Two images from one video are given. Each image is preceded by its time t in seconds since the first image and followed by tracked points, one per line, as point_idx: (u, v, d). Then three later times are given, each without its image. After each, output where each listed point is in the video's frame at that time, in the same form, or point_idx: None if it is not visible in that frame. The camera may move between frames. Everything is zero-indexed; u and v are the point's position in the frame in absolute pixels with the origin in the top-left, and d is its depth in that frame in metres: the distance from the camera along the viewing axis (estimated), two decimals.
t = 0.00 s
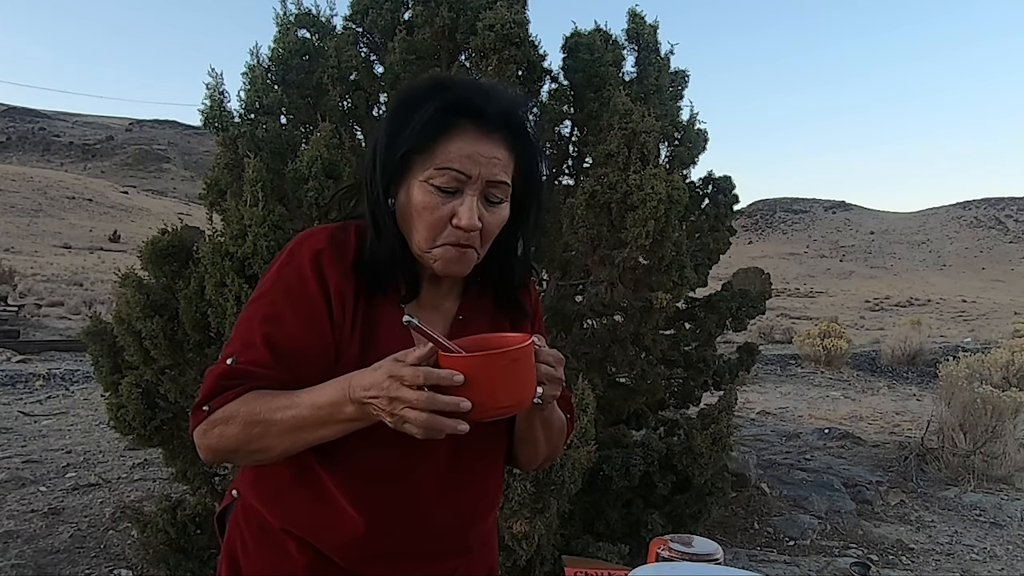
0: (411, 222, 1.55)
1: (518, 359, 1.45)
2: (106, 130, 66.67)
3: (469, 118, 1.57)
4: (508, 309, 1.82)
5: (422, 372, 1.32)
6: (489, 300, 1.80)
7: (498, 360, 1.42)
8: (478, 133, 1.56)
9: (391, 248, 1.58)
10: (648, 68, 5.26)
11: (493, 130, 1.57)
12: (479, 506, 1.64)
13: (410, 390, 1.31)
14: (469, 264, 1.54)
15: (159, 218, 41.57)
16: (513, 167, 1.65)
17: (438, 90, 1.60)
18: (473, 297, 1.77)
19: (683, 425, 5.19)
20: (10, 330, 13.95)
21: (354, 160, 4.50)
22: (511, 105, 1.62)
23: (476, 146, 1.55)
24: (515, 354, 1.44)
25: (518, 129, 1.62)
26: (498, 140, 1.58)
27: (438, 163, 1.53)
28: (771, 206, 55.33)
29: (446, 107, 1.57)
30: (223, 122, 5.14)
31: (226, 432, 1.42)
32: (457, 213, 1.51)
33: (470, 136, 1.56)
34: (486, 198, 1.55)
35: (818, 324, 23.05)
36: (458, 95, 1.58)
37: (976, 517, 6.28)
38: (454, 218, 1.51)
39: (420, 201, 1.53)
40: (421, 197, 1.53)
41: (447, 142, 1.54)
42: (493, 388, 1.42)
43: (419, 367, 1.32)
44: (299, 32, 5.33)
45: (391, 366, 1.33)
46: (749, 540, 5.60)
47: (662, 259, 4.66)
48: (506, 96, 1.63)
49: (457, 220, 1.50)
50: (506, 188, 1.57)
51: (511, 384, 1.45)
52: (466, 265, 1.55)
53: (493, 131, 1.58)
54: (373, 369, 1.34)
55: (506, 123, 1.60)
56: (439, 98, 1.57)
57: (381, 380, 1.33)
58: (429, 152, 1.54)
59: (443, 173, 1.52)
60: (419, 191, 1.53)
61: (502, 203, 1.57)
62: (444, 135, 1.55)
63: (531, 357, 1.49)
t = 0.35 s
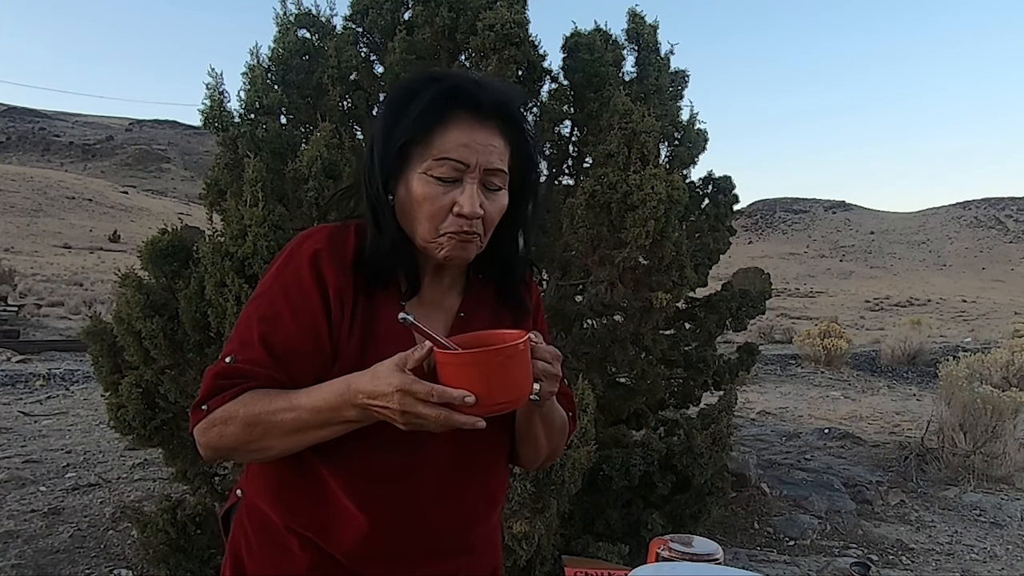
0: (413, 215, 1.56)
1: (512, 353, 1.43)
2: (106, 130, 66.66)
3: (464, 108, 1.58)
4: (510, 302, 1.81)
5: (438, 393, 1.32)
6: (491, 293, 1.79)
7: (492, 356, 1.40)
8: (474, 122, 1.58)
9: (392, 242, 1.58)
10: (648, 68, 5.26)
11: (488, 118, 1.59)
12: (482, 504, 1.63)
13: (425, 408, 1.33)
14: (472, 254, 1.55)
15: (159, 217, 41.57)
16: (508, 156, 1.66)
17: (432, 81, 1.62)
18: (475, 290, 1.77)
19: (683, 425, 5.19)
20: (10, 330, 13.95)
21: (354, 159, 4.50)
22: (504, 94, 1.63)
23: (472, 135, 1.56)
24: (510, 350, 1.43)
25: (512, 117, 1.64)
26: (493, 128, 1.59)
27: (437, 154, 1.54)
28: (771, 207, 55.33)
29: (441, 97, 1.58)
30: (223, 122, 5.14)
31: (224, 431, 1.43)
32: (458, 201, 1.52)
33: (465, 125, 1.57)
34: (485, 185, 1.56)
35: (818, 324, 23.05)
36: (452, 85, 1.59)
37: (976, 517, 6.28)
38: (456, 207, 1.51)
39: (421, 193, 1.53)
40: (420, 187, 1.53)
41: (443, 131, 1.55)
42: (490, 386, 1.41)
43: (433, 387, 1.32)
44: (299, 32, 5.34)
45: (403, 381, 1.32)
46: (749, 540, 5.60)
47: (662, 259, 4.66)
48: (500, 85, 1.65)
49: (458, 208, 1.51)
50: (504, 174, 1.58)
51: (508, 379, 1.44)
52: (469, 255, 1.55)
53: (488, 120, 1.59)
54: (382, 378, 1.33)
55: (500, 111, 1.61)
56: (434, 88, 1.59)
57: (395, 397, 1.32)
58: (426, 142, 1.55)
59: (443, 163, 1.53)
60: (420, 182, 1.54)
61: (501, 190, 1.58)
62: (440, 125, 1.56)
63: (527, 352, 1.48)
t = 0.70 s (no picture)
0: (406, 204, 1.56)
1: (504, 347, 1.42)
2: (106, 130, 66.65)
3: (451, 96, 1.63)
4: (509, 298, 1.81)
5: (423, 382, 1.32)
6: (491, 290, 1.79)
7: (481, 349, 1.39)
8: (460, 109, 1.62)
9: (391, 235, 1.59)
10: (648, 68, 5.26)
11: (474, 106, 1.63)
12: (484, 501, 1.63)
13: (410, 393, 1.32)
14: (466, 240, 1.53)
15: (159, 217, 41.55)
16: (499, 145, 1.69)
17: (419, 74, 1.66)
18: (476, 286, 1.77)
19: (683, 425, 5.18)
20: (10, 330, 13.95)
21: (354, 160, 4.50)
22: (489, 85, 1.68)
23: (461, 120, 1.60)
24: (501, 344, 1.42)
25: (499, 106, 1.68)
26: (481, 114, 1.63)
27: (427, 138, 1.57)
28: (771, 206, 55.34)
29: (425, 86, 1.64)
30: (223, 122, 5.14)
31: (220, 428, 1.44)
32: (449, 185, 1.53)
33: (453, 112, 1.61)
34: (475, 168, 1.58)
35: (818, 323, 23.06)
36: (438, 72, 1.64)
37: (976, 517, 6.28)
38: (447, 190, 1.52)
39: (412, 178, 1.55)
40: (413, 174, 1.55)
41: (432, 118, 1.60)
42: (480, 379, 1.40)
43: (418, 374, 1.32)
44: (299, 32, 5.34)
45: (388, 370, 1.31)
46: (749, 540, 5.60)
47: (662, 259, 4.66)
48: (486, 77, 1.70)
49: (450, 191, 1.52)
50: (495, 159, 1.61)
51: (500, 373, 1.44)
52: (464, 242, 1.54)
53: (474, 106, 1.64)
54: (368, 367, 1.33)
55: (486, 99, 1.65)
56: (417, 75, 1.65)
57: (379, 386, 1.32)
58: (413, 129, 1.59)
59: (432, 146, 1.56)
60: (413, 170, 1.55)
61: (493, 174, 1.60)
62: (429, 112, 1.60)
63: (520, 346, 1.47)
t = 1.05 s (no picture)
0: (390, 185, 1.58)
1: (519, 340, 1.51)
2: (106, 130, 66.64)
3: (438, 88, 1.68)
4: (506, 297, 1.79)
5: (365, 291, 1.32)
6: (489, 289, 1.78)
7: (494, 340, 1.46)
8: (444, 97, 1.66)
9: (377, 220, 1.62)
10: (648, 68, 5.26)
11: (458, 95, 1.67)
12: (483, 497, 1.63)
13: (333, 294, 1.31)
14: (445, 214, 1.51)
15: (159, 217, 41.54)
16: (493, 138, 1.70)
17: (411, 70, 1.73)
18: (475, 284, 1.76)
19: (683, 425, 5.18)
20: (10, 330, 13.94)
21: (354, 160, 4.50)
22: (478, 80, 1.73)
23: (444, 106, 1.64)
24: (512, 334, 1.49)
25: (486, 98, 1.71)
26: (467, 103, 1.67)
27: (408, 121, 1.62)
28: (771, 207, 55.34)
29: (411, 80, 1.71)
30: (223, 122, 5.14)
31: (202, 404, 1.43)
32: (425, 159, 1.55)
33: (437, 99, 1.65)
34: (454, 147, 1.59)
35: (818, 323, 23.06)
36: (426, 65, 1.70)
37: (976, 517, 6.28)
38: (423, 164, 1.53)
39: (395, 156, 1.58)
40: (395, 153, 1.58)
41: (416, 104, 1.65)
42: (489, 367, 1.47)
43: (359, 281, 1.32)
44: (299, 32, 5.34)
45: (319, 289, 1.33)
46: (749, 540, 5.60)
47: (662, 259, 4.66)
48: (477, 74, 1.75)
49: (424, 163, 1.53)
50: (477, 141, 1.62)
51: (510, 364, 1.50)
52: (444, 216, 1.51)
53: (459, 95, 1.68)
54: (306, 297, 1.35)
55: (472, 90, 1.70)
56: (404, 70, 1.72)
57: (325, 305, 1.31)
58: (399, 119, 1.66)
59: (413, 126, 1.60)
60: (394, 151, 1.59)
61: (475, 156, 1.60)
62: (415, 100, 1.66)
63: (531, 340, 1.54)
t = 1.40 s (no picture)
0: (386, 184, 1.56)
1: (523, 335, 1.51)
2: (106, 130, 66.63)
3: (437, 88, 1.68)
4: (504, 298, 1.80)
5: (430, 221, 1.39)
6: (487, 290, 1.78)
7: (499, 333, 1.46)
8: (443, 98, 1.66)
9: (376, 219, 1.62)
10: (648, 68, 5.26)
11: (457, 94, 1.67)
12: (480, 496, 1.64)
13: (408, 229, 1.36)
14: (440, 213, 1.49)
15: (159, 217, 41.53)
16: (493, 137, 1.69)
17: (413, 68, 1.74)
18: (473, 285, 1.77)
19: (683, 425, 5.18)
20: (9, 330, 13.94)
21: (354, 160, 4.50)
22: (479, 80, 1.73)
23: (443, 105, 1.63)
24: (516, 329, 1.50)
25: (486, 97, 1.71)
26: (465, 103, 1.66)
27: (408, 120, 1.61)
28: (771, 207, 55.34)
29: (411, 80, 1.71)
30: (223, 122, 5.14)
31: (252, 385, 1.34)
32: (421, 156, 1.53)
33: (436, 98, 1.65)
34: (452, 146, 1.57)
35: (818, 323, 23.06)
36: (426, 65, 1.70)
37: (976, 517, 6.28)
38: (419, 162, 1.52)
39: (392, 155, 1.57)
40: (392, 152, 1.56)
41: (414, 104, 1.65)
42: (496, 361, 1.47)
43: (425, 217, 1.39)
44: (299, 33, 5.34)
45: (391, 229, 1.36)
46: (749, 540, 5.60)
47: (662, 259, 4.66)
48: (477, 74, 1.75)
49: (421, 162, 1.51)
50: (474, 141, 1.60)
51: (514, 360, 1.51)
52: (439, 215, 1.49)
53: (459, 95, 1.67)
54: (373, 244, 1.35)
55: (472, 90, 1.69)
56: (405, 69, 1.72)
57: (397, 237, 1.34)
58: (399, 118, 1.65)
59: (412, 125, 1.59)
60: (392, 150, 1.58)
61: (472, 155, 1.59)
62: (414, 100, 1.66)
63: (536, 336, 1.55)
